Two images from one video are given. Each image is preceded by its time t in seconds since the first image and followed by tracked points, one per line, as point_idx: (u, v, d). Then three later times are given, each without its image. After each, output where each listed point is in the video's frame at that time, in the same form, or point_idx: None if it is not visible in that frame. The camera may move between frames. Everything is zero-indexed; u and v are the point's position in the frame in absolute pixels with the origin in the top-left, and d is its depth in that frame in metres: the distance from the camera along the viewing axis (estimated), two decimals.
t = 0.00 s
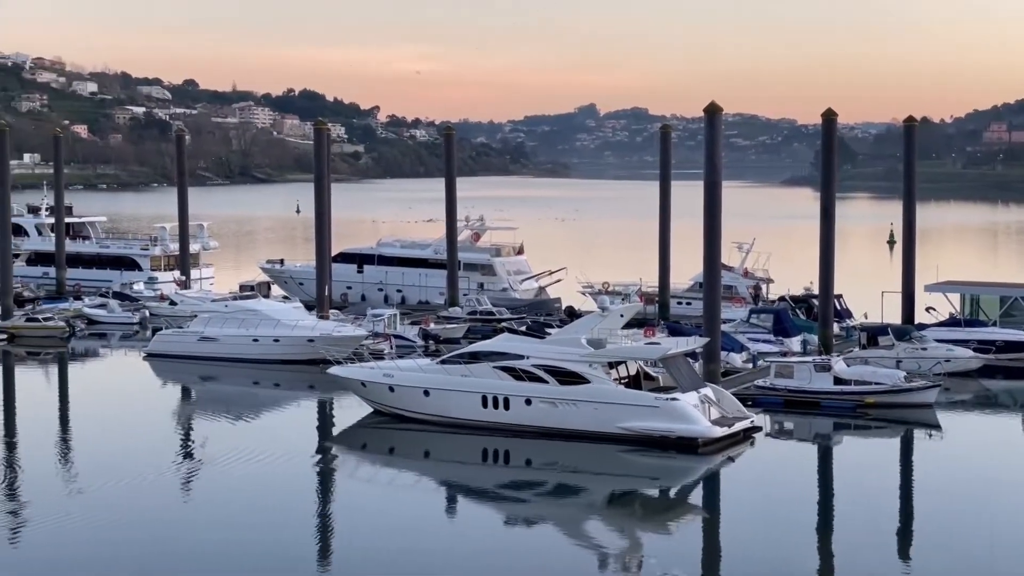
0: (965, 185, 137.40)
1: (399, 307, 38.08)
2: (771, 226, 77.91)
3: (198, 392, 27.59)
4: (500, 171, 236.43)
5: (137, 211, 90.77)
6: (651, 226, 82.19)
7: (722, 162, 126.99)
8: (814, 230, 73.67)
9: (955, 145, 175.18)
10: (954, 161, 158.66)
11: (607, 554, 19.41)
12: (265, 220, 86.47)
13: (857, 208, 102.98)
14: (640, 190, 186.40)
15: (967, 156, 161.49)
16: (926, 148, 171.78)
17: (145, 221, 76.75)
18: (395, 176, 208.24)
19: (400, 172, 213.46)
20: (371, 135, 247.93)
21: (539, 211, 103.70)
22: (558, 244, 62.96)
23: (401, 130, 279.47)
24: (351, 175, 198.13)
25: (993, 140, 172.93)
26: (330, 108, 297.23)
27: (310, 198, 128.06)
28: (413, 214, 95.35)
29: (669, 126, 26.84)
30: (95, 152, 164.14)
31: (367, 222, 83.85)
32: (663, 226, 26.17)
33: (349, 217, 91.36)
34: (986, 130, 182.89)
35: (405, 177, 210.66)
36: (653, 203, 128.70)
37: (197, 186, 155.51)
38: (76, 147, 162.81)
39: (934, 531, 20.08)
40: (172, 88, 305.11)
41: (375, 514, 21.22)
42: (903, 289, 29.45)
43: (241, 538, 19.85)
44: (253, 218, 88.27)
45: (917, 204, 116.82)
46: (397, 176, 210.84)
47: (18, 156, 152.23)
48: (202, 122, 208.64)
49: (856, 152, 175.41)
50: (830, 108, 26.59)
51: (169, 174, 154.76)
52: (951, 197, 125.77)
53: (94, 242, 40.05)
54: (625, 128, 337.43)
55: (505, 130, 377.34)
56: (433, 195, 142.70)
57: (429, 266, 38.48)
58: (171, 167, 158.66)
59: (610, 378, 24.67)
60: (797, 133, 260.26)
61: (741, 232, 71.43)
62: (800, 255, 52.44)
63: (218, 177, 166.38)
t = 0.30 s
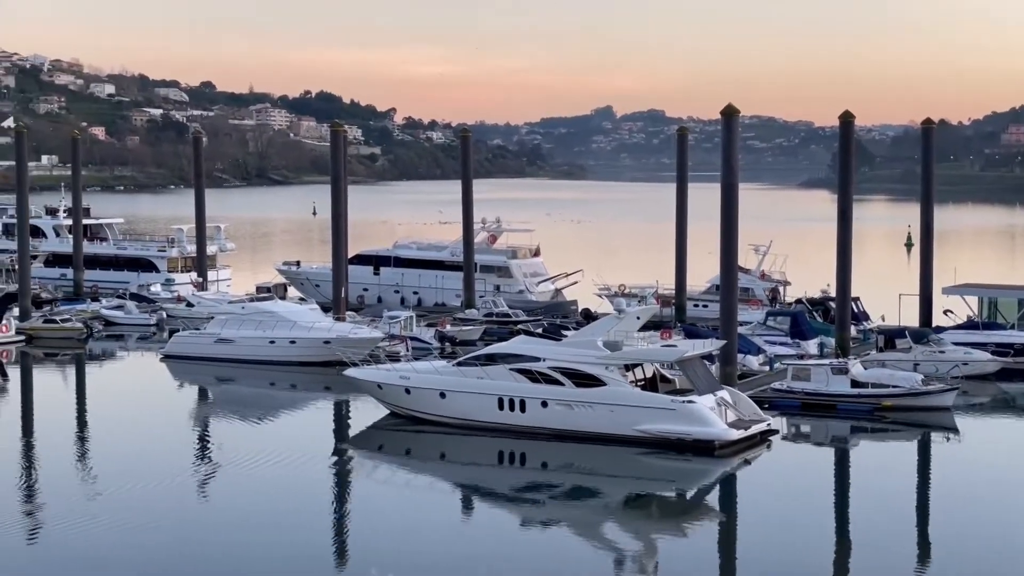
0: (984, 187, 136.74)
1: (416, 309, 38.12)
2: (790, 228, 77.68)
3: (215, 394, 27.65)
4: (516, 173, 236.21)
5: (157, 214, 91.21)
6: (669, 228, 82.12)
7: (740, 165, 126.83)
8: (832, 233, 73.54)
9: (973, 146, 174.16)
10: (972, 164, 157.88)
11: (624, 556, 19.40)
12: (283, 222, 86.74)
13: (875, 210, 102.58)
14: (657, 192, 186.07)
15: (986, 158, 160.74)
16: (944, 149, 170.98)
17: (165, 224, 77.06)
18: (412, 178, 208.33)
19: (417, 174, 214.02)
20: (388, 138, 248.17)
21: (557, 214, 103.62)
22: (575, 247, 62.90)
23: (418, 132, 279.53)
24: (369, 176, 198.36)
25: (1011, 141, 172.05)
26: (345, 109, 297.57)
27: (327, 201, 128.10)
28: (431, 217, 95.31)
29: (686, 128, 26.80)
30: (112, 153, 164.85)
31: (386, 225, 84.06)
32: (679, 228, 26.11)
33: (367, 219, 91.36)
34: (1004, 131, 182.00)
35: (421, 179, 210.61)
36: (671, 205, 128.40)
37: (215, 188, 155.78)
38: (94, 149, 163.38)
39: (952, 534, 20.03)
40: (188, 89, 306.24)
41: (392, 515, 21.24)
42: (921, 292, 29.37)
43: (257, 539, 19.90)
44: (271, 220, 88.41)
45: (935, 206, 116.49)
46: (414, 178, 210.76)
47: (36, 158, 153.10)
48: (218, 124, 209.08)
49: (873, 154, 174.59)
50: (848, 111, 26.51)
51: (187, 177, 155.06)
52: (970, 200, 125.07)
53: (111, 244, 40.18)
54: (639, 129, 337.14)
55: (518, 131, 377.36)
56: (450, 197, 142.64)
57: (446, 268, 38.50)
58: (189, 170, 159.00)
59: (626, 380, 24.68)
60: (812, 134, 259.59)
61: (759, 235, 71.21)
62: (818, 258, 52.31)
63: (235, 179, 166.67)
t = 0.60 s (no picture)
0: (1000, 189, 136.24)
1: (431, 311, 38.16)
2: (805, 231, 77.54)
3: (230, 396, 27.70)
4: (530, 175, 236.08)
5: (175, 216, 91.64)
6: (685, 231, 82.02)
7: (755, 167, 126.57)
8: (848, 236, 73.35)
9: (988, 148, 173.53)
10: (988, 166, 157.34)
11: (638, 559, 19.39)
12: (298, 224, 86.94)
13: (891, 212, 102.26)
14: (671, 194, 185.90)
15: (1002, 160, 160.14)
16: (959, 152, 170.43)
17: (181, 225, 77.26)
18: (427, 181, 208.38)
19: (431, 176, 214.31)
20: (402, 140, 248.22)
21: (573, 216, 103.52)
22: (591, 249, 62.86)
23: (431, 134, 279.52)
24: (383, 178, 198.48)
25: None
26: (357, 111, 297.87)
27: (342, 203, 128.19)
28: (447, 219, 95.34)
29: (700, 130, 26.78)
30: (129, 155, 165.25)
31: (400, 226, 84.19)
32: (694, 231, 26.12)
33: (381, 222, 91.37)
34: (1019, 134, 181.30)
35: (436, 182, 210.68)
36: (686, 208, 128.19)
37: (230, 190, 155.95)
38: (111, 151, 163.79)
39: (967, 537, 20.00)
40: (203, 91, 307.25)
41: (407, 518, 21.26)
42: (936, 294, 29.30)
43: (273, 540, 19.93)
44: (288, 223, 88.55)
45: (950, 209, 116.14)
46: (428, 180, 210.76)
47: (53, 161, 153.46)
48: (232, 126, 209.40)
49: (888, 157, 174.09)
50: (864, 112, 26.46)
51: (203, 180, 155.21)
52: (986, 202, 124.62)
53: (127, 246, 40.30)
54: (651, 131, 336.73)
55: (531, 133, 376.82)
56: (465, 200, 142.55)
57: (460, 270, 38.55)
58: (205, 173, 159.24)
59: (640, 383, 24.61)
60: (826, 136, 258.96)
61: (774, 237, 71.08)
62: (833, 260, 52.22)
63: (250, 182, 166.88)
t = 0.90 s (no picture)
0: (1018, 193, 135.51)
1: (445, 315, 38.18)
2: (820, 235, 77.21)
3: (245, 399, 27.73)
4: (544, 178, 235.88)
5: (194, 219, 91.94)
6: (702, 235, 81.79)
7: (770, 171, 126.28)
8: (864, 240, 73.07)
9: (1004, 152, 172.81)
10: (1004, 170, 156.61)
11: (653, 563, 19.36)
12: (314, 227, 87.12)
13: (907, 217, 101.99)
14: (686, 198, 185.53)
15: (1017, 163, 159.42)
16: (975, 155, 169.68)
17: (198, 229, 77.31)
18: (441, 184, 208.35)
19: (447, 179, 214.06)
20: (417, 143, 248.81)
21: (590, 220, 103.35)
22: (606, 253, 62.73)
23: (445, 138, 279.60)
24: (399, 182, 198.47)
25: None
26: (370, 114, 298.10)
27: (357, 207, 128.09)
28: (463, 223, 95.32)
29: (715, 134, 26.75)
30: (145, 159, 165.52)
31: (416, 230, 84.13)
32: (709, 235, 26.08)
33: (396, 226, 91.41)
34: None
35: (451, 185, 210.52)
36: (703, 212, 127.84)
37: (246, 194, 155.87)
38: (126, 154, 164.03)
39: (983, 542, 19.92)
40: (217, 95, 308.12)
41: (421, 521, 21.25)
42: (952, 299, 29.22)
43: (288, 542, 19.94)
44: (305, 226, 88.63)
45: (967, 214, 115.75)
46: (443, 183, 210.60)
47: (69, 164, 153.76)
48: (247, 129, 209.62)
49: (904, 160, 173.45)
50: (879, 116, 26.40)
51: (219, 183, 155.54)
52: (1002, 207, 123.97)
53: (143, 249, 40.40)
54: (663, 134, 336.43)
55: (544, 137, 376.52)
56: (479, 203, 142.32)
57: (475, 274, 38.55)
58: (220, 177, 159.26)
59: (655, 386, 24.59)
60: (839, 140, 258.23)
61: (789, 241, 70.88)
62: (849, 265, 52.07)
63: (265, 185, 166.95)
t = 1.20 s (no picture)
0: None
1: (462, 317, 38.21)
2: (839, 238, 76.89)
3: (261, 401, 27.80)
4: (559, 180, 235.68)
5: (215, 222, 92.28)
6: (720, 238, 81.62)
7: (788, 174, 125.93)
8: (883, 243, 72.76)
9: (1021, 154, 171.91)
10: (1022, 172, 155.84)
11: (669, 565, 19.34)
12: (332, 230, 87.37)
13: (926, 219, 101.52)
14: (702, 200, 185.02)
15: None
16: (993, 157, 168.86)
17: (217, 231, 77.58)
18: (458, 186, 208.38)
19: (463, 181, 213.94)
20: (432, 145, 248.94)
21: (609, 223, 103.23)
22: (625, 256, 62.65)
23: (461, 140, 279.74)
24: (416, 184, 198.52)
25: None
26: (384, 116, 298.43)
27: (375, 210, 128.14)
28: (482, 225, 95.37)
29: (732, 137, 26.73)
30: (163, 161, 165.95)
31: (435, 233, 84.26)
32: (726, 237, 26.06)
33: (414, 228, 91.56)
34: None
35: (467, 187, 210.48)
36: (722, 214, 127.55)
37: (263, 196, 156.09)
38: (144, 157, 164.44)
39: (1001, 546, 19.85)
40: (233, 97, 308.86)
41: (437, 523, 21.25)
42: (970, 302, 29.15)
43: (305, 544, 19.98)
44: (322, 228, 88.87)
45: (984, 215, 115.30)
46: (460, 185, 210.60)
47: (87, 167, 154.24)
48: (262, 131, 210.00)
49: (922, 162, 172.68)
50: (898, 118, 26.33)
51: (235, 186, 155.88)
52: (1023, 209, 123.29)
53: (160, 252, 40.54)
54: (677, 135, 335.66)
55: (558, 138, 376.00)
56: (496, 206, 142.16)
57: (491, 276, 38.57)
58: (237, 179, 159.51)
59: (672, 389, 24.52)
60: (853, 141, 257.48)
61: (807, 244, 70.67)
62: (867, 268, 51.88)
63: (282, 187, 167.26)
